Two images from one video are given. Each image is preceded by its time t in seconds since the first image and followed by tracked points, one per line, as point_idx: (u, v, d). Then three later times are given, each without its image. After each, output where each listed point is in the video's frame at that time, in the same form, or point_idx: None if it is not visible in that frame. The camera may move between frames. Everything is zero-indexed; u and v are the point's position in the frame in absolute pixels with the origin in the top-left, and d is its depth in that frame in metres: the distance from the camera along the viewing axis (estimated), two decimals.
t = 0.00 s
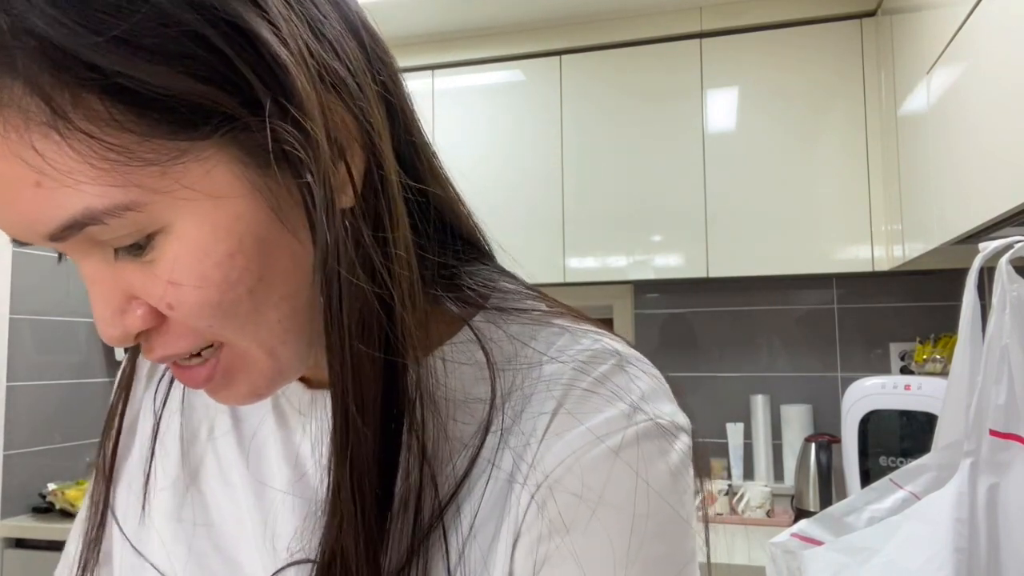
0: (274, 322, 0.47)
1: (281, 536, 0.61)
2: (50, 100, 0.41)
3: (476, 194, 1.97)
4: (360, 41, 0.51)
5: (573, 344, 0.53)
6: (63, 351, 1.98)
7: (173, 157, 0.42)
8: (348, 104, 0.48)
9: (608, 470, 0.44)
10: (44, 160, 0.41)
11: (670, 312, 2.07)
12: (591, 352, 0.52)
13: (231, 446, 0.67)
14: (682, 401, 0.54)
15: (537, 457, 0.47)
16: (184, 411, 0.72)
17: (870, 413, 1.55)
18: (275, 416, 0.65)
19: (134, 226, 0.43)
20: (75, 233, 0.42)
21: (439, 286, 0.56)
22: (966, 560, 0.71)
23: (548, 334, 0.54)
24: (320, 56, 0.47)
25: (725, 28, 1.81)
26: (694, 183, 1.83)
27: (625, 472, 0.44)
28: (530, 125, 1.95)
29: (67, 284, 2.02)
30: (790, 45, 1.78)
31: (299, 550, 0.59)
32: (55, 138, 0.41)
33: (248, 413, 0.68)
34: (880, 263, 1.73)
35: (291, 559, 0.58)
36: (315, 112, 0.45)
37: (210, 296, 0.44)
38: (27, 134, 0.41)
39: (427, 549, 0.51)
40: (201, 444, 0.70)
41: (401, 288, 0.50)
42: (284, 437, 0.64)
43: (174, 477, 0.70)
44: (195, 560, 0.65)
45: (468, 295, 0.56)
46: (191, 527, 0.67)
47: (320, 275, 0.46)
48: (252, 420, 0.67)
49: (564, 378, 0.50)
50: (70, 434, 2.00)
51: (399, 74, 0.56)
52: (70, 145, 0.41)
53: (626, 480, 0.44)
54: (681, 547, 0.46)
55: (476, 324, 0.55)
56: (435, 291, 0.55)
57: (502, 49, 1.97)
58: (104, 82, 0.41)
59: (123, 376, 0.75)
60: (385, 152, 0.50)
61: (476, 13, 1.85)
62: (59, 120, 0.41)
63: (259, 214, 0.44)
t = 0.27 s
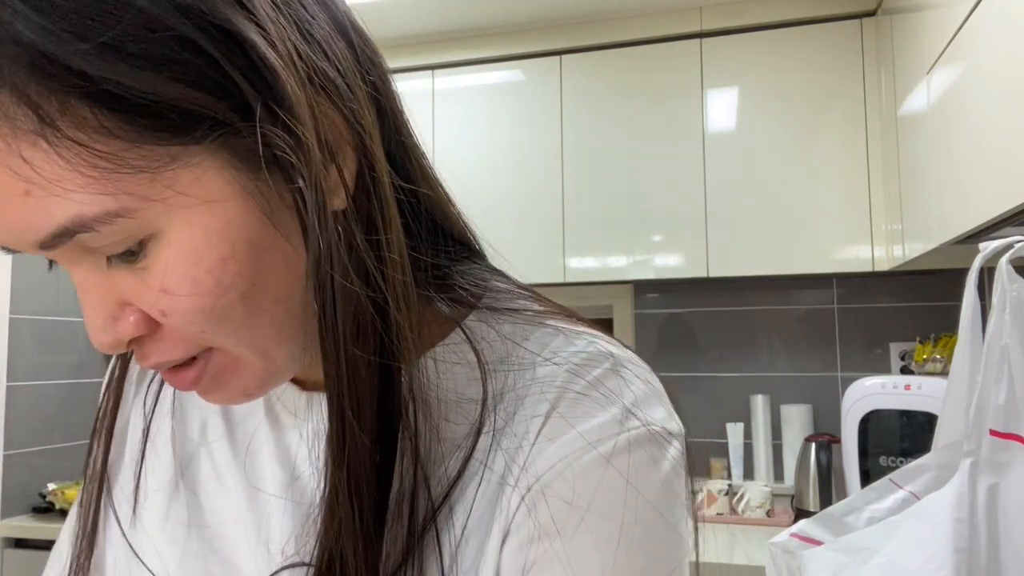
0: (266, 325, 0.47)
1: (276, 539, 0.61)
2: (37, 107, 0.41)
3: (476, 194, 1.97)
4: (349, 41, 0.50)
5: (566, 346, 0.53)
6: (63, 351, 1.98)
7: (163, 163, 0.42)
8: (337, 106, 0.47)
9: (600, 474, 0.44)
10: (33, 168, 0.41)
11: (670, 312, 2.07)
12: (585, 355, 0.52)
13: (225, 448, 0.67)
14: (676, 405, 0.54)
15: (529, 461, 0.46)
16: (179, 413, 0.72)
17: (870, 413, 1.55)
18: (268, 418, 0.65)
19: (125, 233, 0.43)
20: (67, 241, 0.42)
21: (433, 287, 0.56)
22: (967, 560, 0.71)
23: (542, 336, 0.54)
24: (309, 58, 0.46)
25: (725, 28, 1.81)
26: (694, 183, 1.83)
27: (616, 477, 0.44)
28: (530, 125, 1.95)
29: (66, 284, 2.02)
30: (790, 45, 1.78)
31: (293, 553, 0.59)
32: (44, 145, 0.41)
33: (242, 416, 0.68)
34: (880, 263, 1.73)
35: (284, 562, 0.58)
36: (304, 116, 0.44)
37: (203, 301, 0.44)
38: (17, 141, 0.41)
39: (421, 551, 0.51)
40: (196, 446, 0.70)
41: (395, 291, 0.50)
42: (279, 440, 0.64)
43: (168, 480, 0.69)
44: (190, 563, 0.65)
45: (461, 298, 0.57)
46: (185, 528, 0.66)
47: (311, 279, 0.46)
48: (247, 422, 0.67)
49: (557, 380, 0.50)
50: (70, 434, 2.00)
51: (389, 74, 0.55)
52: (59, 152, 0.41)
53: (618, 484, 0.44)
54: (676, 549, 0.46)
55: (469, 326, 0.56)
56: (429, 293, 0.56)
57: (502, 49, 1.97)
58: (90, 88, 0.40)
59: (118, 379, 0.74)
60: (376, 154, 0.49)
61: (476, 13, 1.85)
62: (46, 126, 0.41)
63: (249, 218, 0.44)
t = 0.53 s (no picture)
0: (296, 310, 0.48)
1: (291, 529, 0.60)
2: (90, 90, 0.42)
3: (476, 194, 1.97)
4: (378, 40, 0.52)
5: (575, 343, 0.53)
6: (63, 351, 1.98)
7: (207, 147, 0.43)
8: (370, 102, 0.49)
9: (609, 471, 0.45)
10: (82, 148, 0.42)
11: (670, 312, 2.07)
12: (594, 354, 0.52)
13: (238, 438, 0.67)
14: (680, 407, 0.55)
15: (540, 454, 0.46)
16: (191, 404, 0.72)
17: (870, 413, 1.55)
18: (284, 410, 0.65)
19: (166, 213, 0.43)
20: (108, 220, 0.43)
21: (443, 282, 0.56)
22: (966, 560, 0.71)
23: (550, 333, 0.54)
24: (343, 54, 0.48)
25: (725, 28, 1.81)
26: (694, 183, 1.83)
27: (625, 475, 0.45)
28: (530, 125, 1.95)
29: (66, 284, 2.02)
30: (790, 44, 1.78)
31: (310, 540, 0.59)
32: (94, 125, 0.42)
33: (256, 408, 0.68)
34: (880, 263, 1.73)
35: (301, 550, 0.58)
36: (338, 107, 0.45)
37: (235, 284, 0.44)
38: (65, 122, 0.42)
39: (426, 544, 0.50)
40: (209, 437, 0.69)
41: (416, 281, 0.51)
42: (294, 431, 0.64)
43: (180, 470, 0.69)
44: (202, 554, 0.64)
45: (470, 293, 0.56)
46: (196, 517, 0.66)
47: (337, 266, 0.46)
48: (261, 413, 0.67)
49: (567, 376, 0.50)
50: (70, 434, 2.00)
51: (414, 73, 0.56)
52: (109, 133, 0.42)
53: (627, 482, 0.45)
54: (680, 548, 0.46)
55: (477, 321, 0.55)
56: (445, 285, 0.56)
57: (502, 49, 1.97)
58: (144, 73, 0.42)
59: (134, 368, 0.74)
60: (402, 148, 0.51)
61: (476, 13, 1.85)
62: (98, 107, 0.42)
63: (283, 205, 0.45)
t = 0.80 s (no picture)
0: (315, 312, 0.48)
1: (301, 528, 0.61)
2: (114, 93, 0.42)
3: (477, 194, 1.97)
4: (388, 44, 0.53)
5: (585, 336, 0.53)
6: (63, 351, 1.98)
7: (232, 151, 0.43)
8: (383, 106, 0.50)
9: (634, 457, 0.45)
10: (105, 151, 0.41)
11: (670, 312, 2.07)
12: (604, 345, 0.52)
13: (245, 439, 0.67)
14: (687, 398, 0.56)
15: (560, 445, 0.46)
16: (195, 405, 0.72)
17: (870, 412, 1.55)
18: (290, 412, 0.65)
19: (188, 216, 0.43)
20: (129, 223, 0.42)
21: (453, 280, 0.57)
22: (966, 560, 0.71)
23: (558, 326, 0.54)
24: (358, 57, 0.48)
25: (726, 28, 1.81)
26: (694, 184, 1.83)
27: (648, 463, 0.45)
28: (530, 125, 1.95)
29: (66, 284, 2.02)
30: (790, 44, 1.78)
31: (321, 540, 0.59)
32: (118, 129, 0.42)
33: (262, 408, 0.68)
34: (880, 263, 1.73)
35: (312, 549, 0.59)
36: (356, 111, 0.46)
37: (258, 286, 0.45)
38: (87, 124, 0.42)
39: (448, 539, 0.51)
40: (215, 437, 0.70)
41: (432, 280, 0.51)
42: (301, 431, 0.64)
43: (186, 471, 0.69)
44: (212, 553, 0.65)
45: (479, 290, 0.57)
46: (207, 517, 0.67)
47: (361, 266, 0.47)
48: (267, 414, 0.68)
49: (581, 368, 0.50)
50: (70, 434, 2.00)
51: (417, 73, 0.56)
52: (133, 136, 0.42)
53: (650, 470, 0.45)
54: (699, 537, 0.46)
55: (486, 316, 0.56)
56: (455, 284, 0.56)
57: (502, 49, 1.97)
58: (171, 78, 0.42)
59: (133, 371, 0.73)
60: (414, 150, 0.52)
61: (476, 13, 1.85)
62: (122, 110, 0.42)
63: (305, 208, 0.45)
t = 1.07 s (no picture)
0: (315, 315, 0.48)
1: (298, 524, 0.61)
2: (112, 98, 0.42)
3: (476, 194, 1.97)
4: (387, 43, 0.52)
5: (585, 338, 0.53)
6: (63, 351, 1.98)
7: (231, 155, 0.43)
8: (382, 107, 0.49)
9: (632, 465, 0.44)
10: (103, 156, 0.41)
11: (670, 312, 2.07)
12: (605, 348, 0.52)
13: (243, 437, 0.68)
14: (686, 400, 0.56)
15: (558, 452, 0.47)
16: (194, 403, 0.72)
17: (870, 412, 1.55)
18: (289, 411, 0.65)
19: (186, 221, 0.43)
20: (128, 228, 0.43)
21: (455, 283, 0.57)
22: (966, 560, 0.71)
23: (558, 328, 0.54)
24: (358, 58, 0.48)
25: (725, 28, 1.81)
26: (694, 184, 1.83)
27: (646, 470, 0.45)
28: (530, 124, 1.95)
29: (66, 284, 2.02)
30: (790, 44, 1.78)
31: (317, 538, 0.59)
32: (115, 134, 0.42)
33: (261, 406, 0.68)
34: (880, 263, 1.73)
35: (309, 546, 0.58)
36: (356, 113, 0.46)
37: (257, 290, 0.45)
38: (86, 130, 0.42)
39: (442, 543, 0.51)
40: (214, 434, 0.70)
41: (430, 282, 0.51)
42: (299, 428, 0.64)
43: (185, 468, 0.69)
44: (210, 552, 0.64)
45: (479, 292, 0.57)
46: (204, 516, 0.66)
47: (357, 271, 0.47)
48: (265, 412, 0.68)
49: (580, 372, 0.50)
50: (70, 434, 2.00)
51: (419, 72, 0.57)
52: (131, 141, 0.42)
53: (649, 476, 0.45)
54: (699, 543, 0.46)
55: (485, 318, 0.56)
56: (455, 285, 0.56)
57: (502, 49, 1.97)
58: (166, 82, 0.42)
59: (134, 369, 0.74)
60: (415, 151, 0.52)
61: (476, 13, 1.85)
62: (119, 115, 0.42)
63: (306, 211, 0.45)
